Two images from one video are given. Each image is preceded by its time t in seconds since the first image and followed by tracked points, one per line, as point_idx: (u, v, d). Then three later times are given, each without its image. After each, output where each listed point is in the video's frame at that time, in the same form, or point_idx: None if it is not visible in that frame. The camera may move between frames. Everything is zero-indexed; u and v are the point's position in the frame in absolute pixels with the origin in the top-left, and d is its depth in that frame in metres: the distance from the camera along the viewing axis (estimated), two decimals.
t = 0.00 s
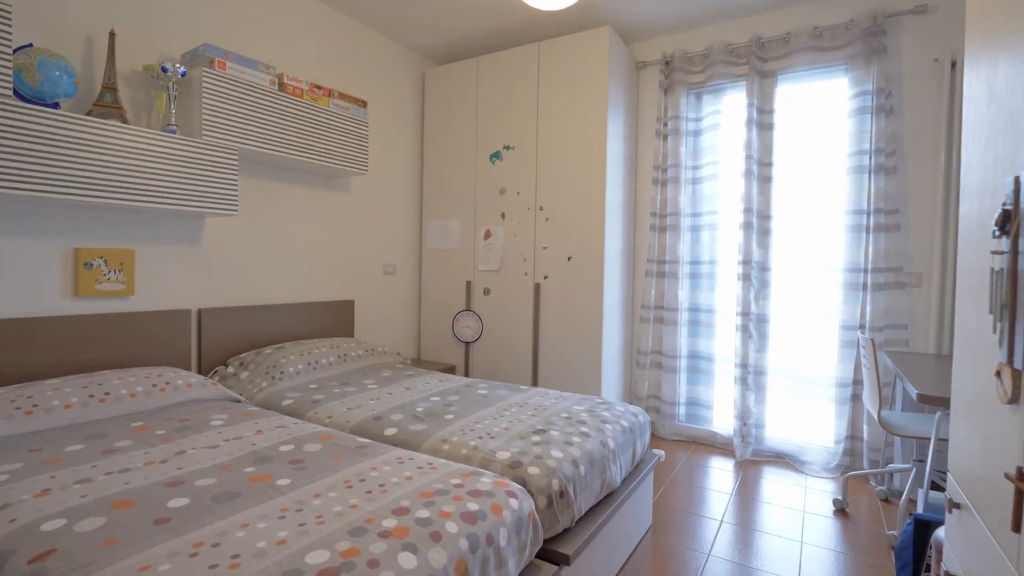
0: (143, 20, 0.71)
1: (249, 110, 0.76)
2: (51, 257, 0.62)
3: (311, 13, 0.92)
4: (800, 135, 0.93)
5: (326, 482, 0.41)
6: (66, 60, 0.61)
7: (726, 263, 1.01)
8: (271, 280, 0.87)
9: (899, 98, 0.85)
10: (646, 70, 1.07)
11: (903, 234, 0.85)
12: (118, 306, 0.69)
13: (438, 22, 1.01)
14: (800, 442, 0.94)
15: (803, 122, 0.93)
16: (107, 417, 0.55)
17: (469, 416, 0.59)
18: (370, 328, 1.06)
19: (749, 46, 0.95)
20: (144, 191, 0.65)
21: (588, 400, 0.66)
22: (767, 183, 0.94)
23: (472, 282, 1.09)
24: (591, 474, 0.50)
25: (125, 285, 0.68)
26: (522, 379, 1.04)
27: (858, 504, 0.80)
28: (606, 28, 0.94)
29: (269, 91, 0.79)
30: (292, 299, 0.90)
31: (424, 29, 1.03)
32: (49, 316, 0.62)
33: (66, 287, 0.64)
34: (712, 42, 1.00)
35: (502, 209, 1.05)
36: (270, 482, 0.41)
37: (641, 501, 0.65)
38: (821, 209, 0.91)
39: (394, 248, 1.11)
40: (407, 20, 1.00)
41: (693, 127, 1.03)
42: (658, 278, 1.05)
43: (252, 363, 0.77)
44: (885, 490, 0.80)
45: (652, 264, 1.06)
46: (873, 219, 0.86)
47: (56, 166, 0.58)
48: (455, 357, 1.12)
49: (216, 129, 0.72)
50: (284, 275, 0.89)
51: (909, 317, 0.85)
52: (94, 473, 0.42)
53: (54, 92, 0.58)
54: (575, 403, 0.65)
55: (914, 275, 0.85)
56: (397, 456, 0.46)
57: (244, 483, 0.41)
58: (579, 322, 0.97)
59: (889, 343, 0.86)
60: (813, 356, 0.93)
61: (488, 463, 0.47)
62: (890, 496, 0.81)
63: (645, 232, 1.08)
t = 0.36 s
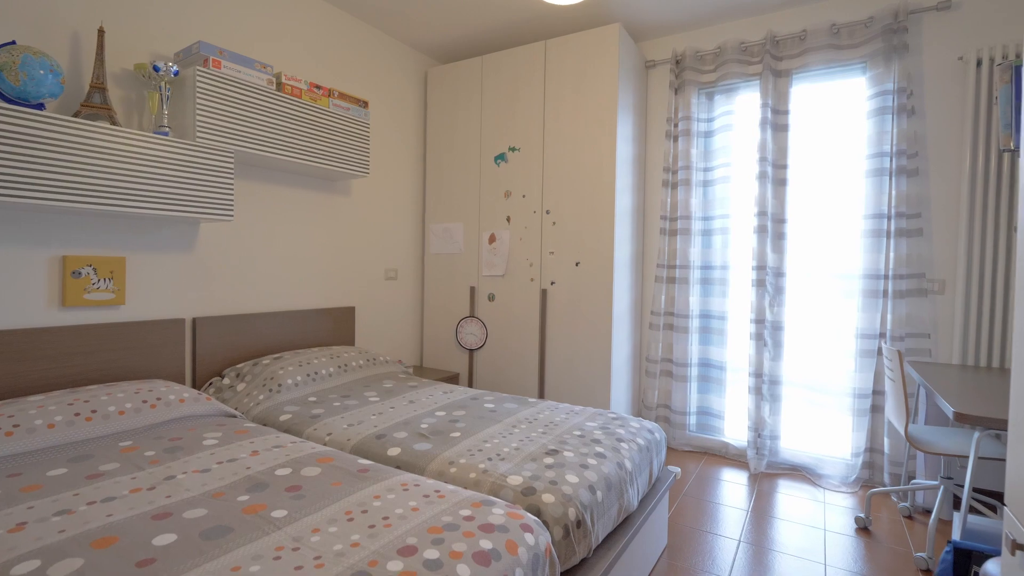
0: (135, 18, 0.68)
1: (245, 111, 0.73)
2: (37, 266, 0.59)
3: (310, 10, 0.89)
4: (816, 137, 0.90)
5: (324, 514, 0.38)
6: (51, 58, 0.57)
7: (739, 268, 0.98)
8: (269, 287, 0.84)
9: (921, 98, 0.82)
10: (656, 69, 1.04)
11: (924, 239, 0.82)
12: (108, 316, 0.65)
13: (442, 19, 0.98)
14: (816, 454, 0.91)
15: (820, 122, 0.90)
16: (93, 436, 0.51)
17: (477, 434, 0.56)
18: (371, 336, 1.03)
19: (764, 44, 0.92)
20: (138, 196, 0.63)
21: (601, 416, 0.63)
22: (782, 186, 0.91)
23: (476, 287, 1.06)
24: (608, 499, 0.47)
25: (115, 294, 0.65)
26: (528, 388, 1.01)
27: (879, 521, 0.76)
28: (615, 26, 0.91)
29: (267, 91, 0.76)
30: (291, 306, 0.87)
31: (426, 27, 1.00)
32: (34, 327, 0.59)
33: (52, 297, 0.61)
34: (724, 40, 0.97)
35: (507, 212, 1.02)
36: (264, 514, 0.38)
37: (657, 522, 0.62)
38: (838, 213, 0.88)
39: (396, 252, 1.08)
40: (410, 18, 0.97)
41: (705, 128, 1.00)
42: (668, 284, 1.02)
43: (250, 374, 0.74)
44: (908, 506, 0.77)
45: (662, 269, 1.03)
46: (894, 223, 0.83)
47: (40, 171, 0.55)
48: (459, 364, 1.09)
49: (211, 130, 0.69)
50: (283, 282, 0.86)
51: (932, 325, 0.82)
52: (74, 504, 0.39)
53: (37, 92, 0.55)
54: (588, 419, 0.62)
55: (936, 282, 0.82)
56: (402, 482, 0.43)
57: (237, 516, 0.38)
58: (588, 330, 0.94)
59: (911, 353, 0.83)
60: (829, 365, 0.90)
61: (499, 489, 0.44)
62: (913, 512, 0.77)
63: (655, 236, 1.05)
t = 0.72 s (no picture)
0: (123, 16, 0.64)
1: (239, 113, 0.70)
2: (20, 277, 0.56)
3: (306, 8, 0.85)
4: (833, 139, 0.87)
5: (323, 556, 0.35)
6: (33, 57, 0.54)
7: (754, 274, 0.94)
8: (266, 295, 0.81)
9: (945, 101, 0.79)
10: (667, 68, 1.01)
11: (948, 246, 0.79)
12: (97, 328, 0.62)
13: (445, 17, 0.95)
14: (833, 469, 0.88)
15: (837, 125, 0.86)
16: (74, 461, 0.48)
17: (486, 457, 0.53)
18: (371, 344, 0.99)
19: (779, 43, 0.89)
20: (130, 203, 0.60)
21: (615, 436, 0.60)
22: (798, 190, 0.88)
23: (481, 294, 1.03)
24: (628, 532, 0.44)
25: (103, 305, 0.62)
26: (535, 398, 0.98)
27: (903, 542, 0.73)
28: (625, 25, 0.88)
29: (262, 91, 0.73)
30: (289, 316, 0.84)
31: (429, 25, 0.97)
32: (13, 343, 0.55)
33: (36, 309, 0.57)
34: (737, 39, 0.94)
35: (513, 217, 0.99)
36: (256, 556, 0.35)
37: (675, 548, 0.58)
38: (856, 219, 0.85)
39: (397, 259, 1.04)
40: (412, 15, 0.93)
41: (717, 130, 0.96)
42: (679, 291, 0.99)
43: (246, 388, 0.71)
44: (932, 526, 0.74)
45: (673, 275, 0.99)
46: (917, 230, 0.79)
47: (22, 176, 0.51)
48: (463, 374, 1.06)
49: (204, 133, 0.66)
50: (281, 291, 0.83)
51: (957, 336, 0.79)
52: (50, 543, 0.36)
53: (18, 94, 0.52)
54: (602, 439, 0.59)
55: (960, 291, 0.79)
56: (406, 516, 0.40)
57: (225, 558, 0.34)
58: (597, 339, 0.91)
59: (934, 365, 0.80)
60: (848, 377, 0.86)
61: (511, 523, 0.41)
62: (938, 532, 0.74)
63: (665, 242, 1.02)
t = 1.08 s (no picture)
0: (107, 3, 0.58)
1: (228, 118, 0.71)
2: None
3: (317, 5, 0.79)
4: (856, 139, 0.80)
5: None
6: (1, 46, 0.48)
7: (771, 284, 0.96)
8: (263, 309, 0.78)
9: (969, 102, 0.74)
10: (675, 69, 1.01)
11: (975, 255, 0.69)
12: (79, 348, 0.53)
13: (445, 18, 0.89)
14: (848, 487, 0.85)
15: (864, 128, 0.80)
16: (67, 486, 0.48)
17: (494, 487, 0.51)
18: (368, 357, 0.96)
19: (794, 44, 0.89)
20: (111, 213, 0.56)
21: (629, 461, 0.58)
22: (814, 196, 0.89)
23: (485, 303, 1.03)
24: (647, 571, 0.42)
25: (87, 323, 0.54)
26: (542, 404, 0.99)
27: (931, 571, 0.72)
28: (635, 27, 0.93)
29: (253, 98, 0.74)
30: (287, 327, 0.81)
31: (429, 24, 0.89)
32: None
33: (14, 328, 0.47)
34: (748, 41, 0.94)
35: (518, 223, 1.02)
36: None
37: None
38: (869, 225, 0.78)
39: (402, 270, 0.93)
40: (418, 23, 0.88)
41: (729, 133, 0.98)
42: (689, 301, 1.01)
43: (238, 407, 0.72)
44: (960, 550, 0.74)
45: (683, 285, 1.01)
46: (941, 239, 0.71)
47: None
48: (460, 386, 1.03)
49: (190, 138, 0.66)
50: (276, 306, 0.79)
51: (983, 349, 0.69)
52: None
53: None
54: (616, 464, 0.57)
55: (987, 303, 0.68)
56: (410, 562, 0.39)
57: None
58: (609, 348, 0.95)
59: (959, 379, 0.71)
60: (860, 395, 0.82)
61: (522, 565, 0.40)
62: (966, 556, 0.74)
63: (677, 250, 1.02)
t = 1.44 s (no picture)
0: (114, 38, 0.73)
1: (219, 115, 0.83)
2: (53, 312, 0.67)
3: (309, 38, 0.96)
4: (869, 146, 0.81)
5: None
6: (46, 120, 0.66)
7: (782, 293, 0.91)
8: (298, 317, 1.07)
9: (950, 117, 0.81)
10: (683, 72, 0.93)
11: (999, 265, 0.70)
12: (72, 360, 0.70)
13: (429, 1, 0.99)
14: (870, 507, 0.88)
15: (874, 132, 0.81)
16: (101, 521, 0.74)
17: (541, 515, 0.75)
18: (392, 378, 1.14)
19: (808, 44, 0.84)
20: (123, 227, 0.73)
21: (652, 490, 0.81)
22: (830, 203, 0.85)
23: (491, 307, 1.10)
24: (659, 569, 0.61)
25: (74, 337, 0.70)
26: (551, 408, 1.04)
27: None
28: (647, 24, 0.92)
29: (249, 91, 0.88)
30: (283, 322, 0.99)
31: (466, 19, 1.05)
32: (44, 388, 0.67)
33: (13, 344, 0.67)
34: (763, 41, 0.88)
35: (521, 231, 1.05)
36: None
37: None
38: (886, 228, 0.80)
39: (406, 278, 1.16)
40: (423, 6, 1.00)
41: (741, 138, 0.91)
42: (699, 310, 0.97)
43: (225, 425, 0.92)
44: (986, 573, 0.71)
45: (692, 292, 0.96)
46: (965, 248, 0.73)
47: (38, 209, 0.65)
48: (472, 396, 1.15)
49: (180, 129, 0.78)
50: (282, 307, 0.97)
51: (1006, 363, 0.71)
52: None
53: None
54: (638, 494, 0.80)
55: (1011, 314, 0.69)
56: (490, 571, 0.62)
57: None
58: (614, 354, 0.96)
59: (987, 397, 0.73)
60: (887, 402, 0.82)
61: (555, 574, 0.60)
62: None
63: (684, 254, 0.95)
